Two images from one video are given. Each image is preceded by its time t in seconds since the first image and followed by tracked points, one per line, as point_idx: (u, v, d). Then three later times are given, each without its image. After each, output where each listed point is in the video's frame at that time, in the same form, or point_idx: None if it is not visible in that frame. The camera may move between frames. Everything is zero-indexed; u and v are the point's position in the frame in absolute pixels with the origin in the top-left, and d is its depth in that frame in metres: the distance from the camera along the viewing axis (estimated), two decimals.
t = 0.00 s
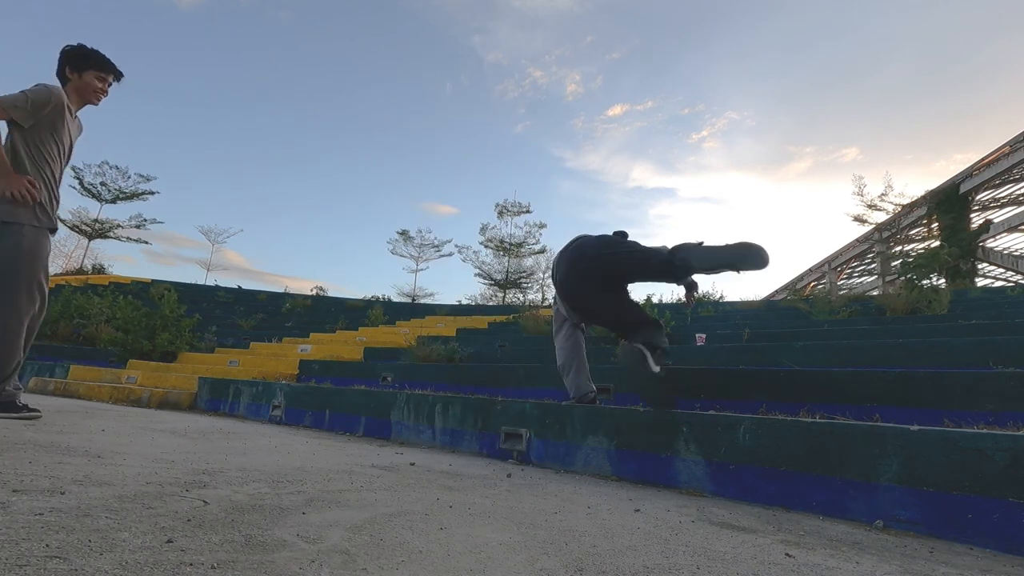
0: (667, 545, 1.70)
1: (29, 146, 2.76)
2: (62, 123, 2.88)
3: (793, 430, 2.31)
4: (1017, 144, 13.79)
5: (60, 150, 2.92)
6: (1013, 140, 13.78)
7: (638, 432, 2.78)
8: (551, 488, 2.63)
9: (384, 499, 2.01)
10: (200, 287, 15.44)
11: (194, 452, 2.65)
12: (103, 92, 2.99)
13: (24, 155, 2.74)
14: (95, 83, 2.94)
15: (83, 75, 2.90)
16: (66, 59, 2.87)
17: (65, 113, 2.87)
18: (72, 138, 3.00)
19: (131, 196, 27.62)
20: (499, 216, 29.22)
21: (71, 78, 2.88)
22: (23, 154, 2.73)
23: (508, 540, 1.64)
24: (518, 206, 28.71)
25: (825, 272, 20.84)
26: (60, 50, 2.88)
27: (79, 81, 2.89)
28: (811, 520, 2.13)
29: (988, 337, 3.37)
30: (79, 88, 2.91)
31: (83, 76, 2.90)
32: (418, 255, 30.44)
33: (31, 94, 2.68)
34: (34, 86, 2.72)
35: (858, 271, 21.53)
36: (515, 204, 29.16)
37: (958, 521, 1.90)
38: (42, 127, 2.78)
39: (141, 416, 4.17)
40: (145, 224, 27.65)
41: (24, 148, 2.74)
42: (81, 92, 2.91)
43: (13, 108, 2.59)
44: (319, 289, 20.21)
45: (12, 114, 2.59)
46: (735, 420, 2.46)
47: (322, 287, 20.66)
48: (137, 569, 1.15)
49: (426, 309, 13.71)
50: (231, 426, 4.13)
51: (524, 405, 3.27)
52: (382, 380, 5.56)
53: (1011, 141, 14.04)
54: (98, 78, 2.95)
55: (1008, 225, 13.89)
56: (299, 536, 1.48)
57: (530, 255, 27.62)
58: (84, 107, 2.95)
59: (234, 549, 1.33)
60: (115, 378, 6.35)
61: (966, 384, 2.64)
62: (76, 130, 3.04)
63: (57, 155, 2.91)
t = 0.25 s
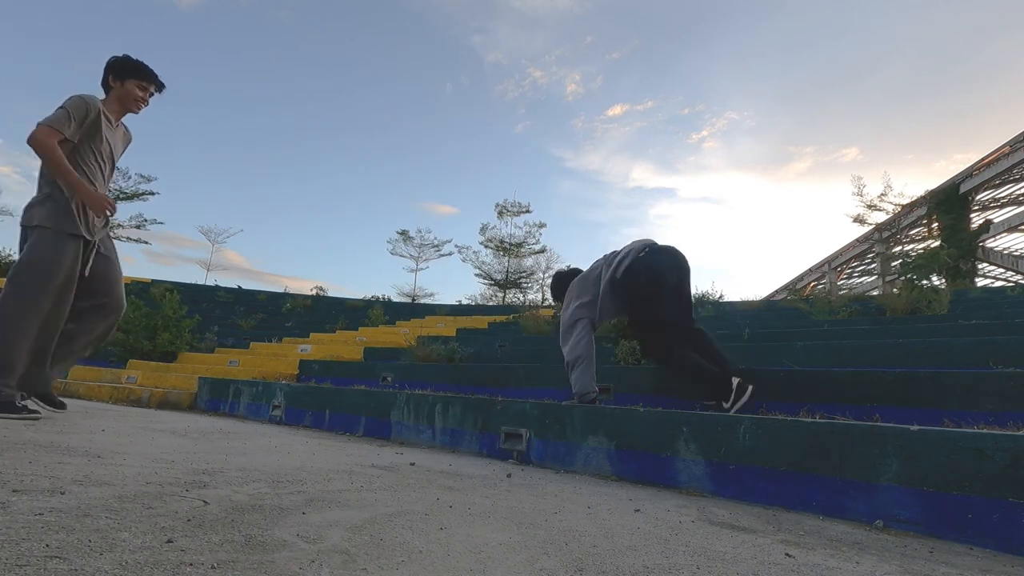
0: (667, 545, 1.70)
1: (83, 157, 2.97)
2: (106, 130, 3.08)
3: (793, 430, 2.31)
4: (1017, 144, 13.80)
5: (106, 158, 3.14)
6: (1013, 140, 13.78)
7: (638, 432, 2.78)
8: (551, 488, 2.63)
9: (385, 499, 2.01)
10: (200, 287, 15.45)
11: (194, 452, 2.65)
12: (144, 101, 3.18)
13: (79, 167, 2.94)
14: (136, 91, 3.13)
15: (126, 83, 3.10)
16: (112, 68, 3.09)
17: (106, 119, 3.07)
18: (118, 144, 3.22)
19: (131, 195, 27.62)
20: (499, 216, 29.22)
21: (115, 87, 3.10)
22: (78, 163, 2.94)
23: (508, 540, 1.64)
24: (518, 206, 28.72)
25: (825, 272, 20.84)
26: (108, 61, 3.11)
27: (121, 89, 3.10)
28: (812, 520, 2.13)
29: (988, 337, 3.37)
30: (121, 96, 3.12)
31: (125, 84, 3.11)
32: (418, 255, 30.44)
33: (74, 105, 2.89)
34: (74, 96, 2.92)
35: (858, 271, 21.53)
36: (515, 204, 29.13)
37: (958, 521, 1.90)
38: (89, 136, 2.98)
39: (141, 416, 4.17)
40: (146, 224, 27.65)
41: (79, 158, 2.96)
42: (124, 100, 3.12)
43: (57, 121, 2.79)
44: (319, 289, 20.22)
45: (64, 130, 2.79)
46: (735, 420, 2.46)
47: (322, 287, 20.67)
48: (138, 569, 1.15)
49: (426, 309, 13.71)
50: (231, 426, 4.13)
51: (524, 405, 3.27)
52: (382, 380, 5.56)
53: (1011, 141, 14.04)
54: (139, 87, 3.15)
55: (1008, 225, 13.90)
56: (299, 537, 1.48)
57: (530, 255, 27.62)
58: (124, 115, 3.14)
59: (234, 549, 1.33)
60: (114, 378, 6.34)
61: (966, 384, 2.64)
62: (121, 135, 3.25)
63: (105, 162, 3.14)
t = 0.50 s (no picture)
0: (667, 545, 1.70)
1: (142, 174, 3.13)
2: (155, 144, 3.22)
3: (793, 430, 2.31)
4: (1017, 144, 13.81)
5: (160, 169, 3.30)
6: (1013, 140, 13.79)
7: (638, 432, 2.78)
8: (551, 488, 2.63)
9: (384, 499, 2.01)
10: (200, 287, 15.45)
11: (194, 452, 2.65)
12: (189, 112, 3.30)
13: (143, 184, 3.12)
14: (180, 102, 3.24)
15: (171, 95, 3.22)
16: (158, 81, 3.20)
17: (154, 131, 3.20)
18: (167, 154, 3.37)
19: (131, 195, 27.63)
20: (499, 216, 29.22)
21: (160, 100, 3.21)
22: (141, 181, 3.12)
23: (508, 540, 1.64)
24: (518, 206, 28.73)
25: (825, 272, 20.84)
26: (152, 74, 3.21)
27: (167, 101, 3.21)
28: (811, 520, 2.13)
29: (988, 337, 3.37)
30: (168, 109, 3.23)
31: (170, 96, 3.23)
32: (418, 255, 30.45)
33: (125, 125, 3.00)
34: (120, 115, 3.02)
35: (857, 271, 21.53)
36: (515, 204, 29.14)
37: (958, 521, 1.90)
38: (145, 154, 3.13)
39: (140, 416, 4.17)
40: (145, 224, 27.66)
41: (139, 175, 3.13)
42: (170, 112, 3.23)
43: (120, 147, 2.95)
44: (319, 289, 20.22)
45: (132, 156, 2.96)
46: (735, 420, 2.46)
47: (322, 287, 20.68)
48: (138, 569, 1.15)
49: (426, 309, 13.72)
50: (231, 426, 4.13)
51: (524, 405, 3.27)
52: (382, 380, 5.56)
53: (1011, 141, 14.05)
54: (183, 98, 3.27)
55: (1008, 225, 13.91)
56: (298, 537, 1.48)
57: (530, 255, 27.62)
58: (170, 126, 3.25)
59: (234, 549, 1.33)
60: (114, 378, 6.35)
61: (966, 384, 2.65)
62: (171, 146, 3.40)
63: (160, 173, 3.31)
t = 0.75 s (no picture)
0: (667, 545, 1.70)
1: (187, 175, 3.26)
2: (205, 145, 3.35)
3: (793, 430, 2.31)
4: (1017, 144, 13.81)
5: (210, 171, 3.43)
6: (1013, 140, 13.79)
7: (638, 432, 2.78)
8: (551, 488, 2.63)
9: (384, 499, 2.01)
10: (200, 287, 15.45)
11: (195, 452, 2.65)
12: (239, 116, 3.42)
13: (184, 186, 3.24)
14: (232, 107, 3.36)
15: (225, 100, 3.35)
16: (213, 86, 3.35)
17: (203, 132, 3.33)
18: (219, 156, 3.51)
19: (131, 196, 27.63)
20: (499, 216, 29.19)
21: (214, 104, 3.35)
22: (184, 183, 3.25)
23: (508, 540, 1.64)
24: (518, 206, 28.73)
25: (825, 272, 20.84)
26: (209, 80, 3.37)
27: (219, 105, 3.34)
28: (811, 520, 2.13)
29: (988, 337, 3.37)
30: (220, 113, 3.36)
31: (224, 101, 3.36)
32: (418, 255, 30.44)
33: (173, 124, 3.15)
34: (170, 114, 3.19)
35: (858, 271, 21.52)
36: (515, 204, 29.14)
37: (958, 521, 1.90)
38: (191, 154, 3.26)
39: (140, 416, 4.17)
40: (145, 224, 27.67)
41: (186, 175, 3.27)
42: (222, 116, 3.36)
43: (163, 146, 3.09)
44: (319, 290, 20.26)
45: (172, 154, 3.10)
46: (735, 420, 2.46)
47: (322, 287, 20.69)
48: (138, 569, 1.15)
49: (426, 309, 13.72)
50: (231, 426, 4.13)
51: (524, 405, 3.27)
52: (382, 380, 5.56)
53: (1011, 141, 14.06)
54: (236, 103, 3.40)
55: (1008, 225, 13.91)
56: (299, 537, 1.48)
57: (530, 255, 27.62)
58: (222, 129, 3.37)
59: (234, 548, 1.33)
60: (114, 378, 6.35)
61: (966, 384, 2.64)
62: (223, 149, 3.54)
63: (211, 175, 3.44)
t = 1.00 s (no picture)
0: (667, 545, 1.70)
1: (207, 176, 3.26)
2: (228, 146, 3.35)
3: (793, 430, 2.31)
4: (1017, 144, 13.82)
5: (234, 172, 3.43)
6: (1012, 140, 13.80)
7: (638, 432, 2.78)
8: (551, 488, 2.63)
9: (384, 499, 2.01)
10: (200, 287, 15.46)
11: (195, 453, 2.65)
12: (267, 118, 3.40)
13: (201, 188, 3.24)
14: (260, 109, 3.36)
15: (253, 102, 3.34)
16: (242, 86, 3.34)
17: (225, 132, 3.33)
18: (244, 157, 3.51)
19: (131, 196, 27.64)
20: (499, 216, 29.20)
21: (242, 104, 3.34)
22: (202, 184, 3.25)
23: (508, 540, 1.64)
24: (518, 207, 28.74)
25: (825, 273, 20.85)
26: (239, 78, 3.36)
27: (247, 106, 3.34)
28: (811, 520, 2.13)
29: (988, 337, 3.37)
30: (247, 114, 3.36)
31: (252, 102, 3.35)
32: (418, 255, 30.45)
33: (190, 124, 3.18)
34: (189, 114, 3.21)
35: (857, 271, 21.53)
36: (515, 204, 29.15)
37: (958, 521, 1.90)
38: (210, 155, 3.27)
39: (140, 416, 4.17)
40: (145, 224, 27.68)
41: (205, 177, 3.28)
42: (247, 117, 3.35)
43: (176, 147, 3.12)
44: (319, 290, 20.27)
45: (183, 154, 3.13)
46: (735, 420, 2.46)
47: (322, 287, 20.69)
48: (137, 569, 1.15)
49: (426, 309, 13.72)
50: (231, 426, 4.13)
51: (524, 405, 3.27)
52: (382, 380, 5.56)
53: (1011, 141, 14.06)
54: (264, 105, 3.38)
55: (1008, 224, 13.91)
56: (298, 536, 1.48)
57: (530, 255, 27.62)
58: (246, 130, 3.37)
59: (234, 549, 1.33)
60: (114, 378, 6.35)
61: (966, 385, 2.64)
62: (246, 148, 3.54)
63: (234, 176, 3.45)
